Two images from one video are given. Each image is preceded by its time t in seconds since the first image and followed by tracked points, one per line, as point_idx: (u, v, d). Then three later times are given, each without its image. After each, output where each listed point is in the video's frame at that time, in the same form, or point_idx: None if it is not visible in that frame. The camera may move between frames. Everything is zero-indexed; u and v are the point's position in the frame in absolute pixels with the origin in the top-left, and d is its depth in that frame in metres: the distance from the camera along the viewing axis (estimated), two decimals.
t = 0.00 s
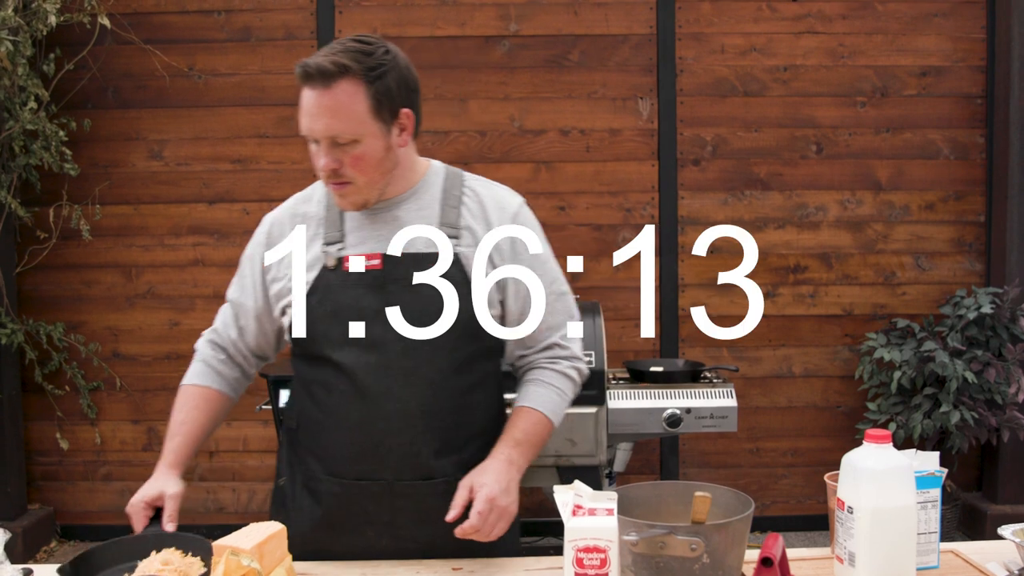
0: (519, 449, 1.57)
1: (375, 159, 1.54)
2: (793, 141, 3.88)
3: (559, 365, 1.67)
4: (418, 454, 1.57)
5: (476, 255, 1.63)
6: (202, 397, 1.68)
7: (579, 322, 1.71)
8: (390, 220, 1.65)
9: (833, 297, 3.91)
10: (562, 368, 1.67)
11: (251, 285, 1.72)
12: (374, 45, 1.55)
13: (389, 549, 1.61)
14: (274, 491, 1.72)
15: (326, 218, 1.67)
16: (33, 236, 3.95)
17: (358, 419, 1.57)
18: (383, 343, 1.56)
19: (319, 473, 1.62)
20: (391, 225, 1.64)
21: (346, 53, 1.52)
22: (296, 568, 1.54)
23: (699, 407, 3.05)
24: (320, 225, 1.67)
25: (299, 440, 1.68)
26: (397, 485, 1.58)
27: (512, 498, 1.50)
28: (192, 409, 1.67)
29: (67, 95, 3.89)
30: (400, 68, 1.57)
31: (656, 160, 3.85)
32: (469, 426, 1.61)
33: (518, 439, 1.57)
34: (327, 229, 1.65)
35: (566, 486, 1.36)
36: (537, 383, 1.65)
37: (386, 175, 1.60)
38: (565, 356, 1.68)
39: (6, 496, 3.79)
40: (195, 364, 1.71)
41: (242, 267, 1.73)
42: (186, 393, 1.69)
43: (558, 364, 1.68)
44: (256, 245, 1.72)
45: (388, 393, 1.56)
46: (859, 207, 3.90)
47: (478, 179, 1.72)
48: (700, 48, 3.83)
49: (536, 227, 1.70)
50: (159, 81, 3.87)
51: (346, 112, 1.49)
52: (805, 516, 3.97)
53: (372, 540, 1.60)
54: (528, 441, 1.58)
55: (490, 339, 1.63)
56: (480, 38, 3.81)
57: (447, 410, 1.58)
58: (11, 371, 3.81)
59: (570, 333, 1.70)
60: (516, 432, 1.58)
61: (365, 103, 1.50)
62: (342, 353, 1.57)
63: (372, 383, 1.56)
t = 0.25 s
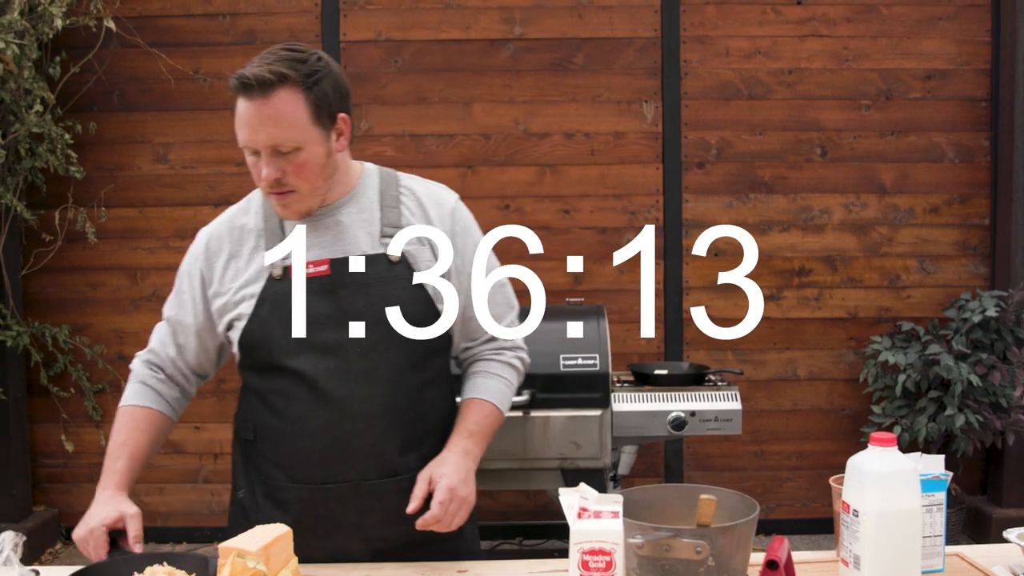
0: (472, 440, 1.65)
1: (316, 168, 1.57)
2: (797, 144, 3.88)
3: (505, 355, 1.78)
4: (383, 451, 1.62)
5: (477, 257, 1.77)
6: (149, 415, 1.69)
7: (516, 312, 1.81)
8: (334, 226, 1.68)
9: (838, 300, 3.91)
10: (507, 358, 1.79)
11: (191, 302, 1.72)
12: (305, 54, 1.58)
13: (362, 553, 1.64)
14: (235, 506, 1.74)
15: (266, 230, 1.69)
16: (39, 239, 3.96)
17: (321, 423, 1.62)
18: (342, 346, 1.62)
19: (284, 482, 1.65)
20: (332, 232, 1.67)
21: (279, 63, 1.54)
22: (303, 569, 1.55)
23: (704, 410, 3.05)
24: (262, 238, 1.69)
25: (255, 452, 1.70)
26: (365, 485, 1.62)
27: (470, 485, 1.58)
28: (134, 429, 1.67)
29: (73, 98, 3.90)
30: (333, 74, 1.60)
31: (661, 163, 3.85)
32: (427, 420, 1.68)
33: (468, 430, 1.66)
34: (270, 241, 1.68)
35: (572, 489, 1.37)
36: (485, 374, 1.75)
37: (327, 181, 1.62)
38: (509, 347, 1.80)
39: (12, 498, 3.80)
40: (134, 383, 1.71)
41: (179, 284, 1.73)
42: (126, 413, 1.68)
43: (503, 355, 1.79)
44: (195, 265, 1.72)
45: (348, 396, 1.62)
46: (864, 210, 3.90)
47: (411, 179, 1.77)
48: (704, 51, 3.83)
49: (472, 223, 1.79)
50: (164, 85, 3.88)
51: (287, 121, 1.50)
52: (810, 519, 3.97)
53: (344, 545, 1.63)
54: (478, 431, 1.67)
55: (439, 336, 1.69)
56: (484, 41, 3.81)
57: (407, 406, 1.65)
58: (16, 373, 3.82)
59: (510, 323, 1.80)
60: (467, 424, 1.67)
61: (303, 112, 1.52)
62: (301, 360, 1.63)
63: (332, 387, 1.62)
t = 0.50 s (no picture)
0: (454, 434, 1.71)
1: (295, 171, 1.59)
2: (804, 148, 3.87)
3: (476, 351, 1.82)
4: (375, 449, 1.67)
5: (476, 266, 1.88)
6: (152, 421, 1.62)
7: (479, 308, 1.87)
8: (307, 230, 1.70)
9: (845, 305, 3.90)
10: (477, 353, 1.83)
11: (168, 310, 1.69)
12: (277, 61, 1.61)
13: (360, 554, 1.68)
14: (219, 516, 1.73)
15: (238, 236, 1.69)
16: (47, 245, 3.97)
17: (312, 424, 1.64)
18: (329, 347, 1.65)
19: (275, 488, 1.66)
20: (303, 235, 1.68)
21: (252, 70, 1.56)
22: None
23: (711, 415, 3.05)
24: (233, 242, 1.69)
25: (238, 460, 1.71)
26: (358, 484, 1.66)
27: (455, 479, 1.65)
28: (143, 431, 1.60)
29: (81, 104, 3.91)
30: (305, 81, 1.64)
31: (668, 167, 3.85)
32: (412, 416, 1.73)
33: (451, 424, 1.72)
34: (242, 245, 1.68)
35: (579, 493, 1.40)
36: (458, 369, 1.80)
37: (303, 185, 1.65)
38: (480, 342, 1.84)
39: (20, 503, 3.81)
40: (120, 402, 1.63)
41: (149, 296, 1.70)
42: (127, 423, 1.60)
43: (474, 350, 1.83)
44: (166, 271, 1.69)
45: (335, 397, 1.65)
46: (871, 214, 3.90)
47: (377, 181, 1.80)
48: (711, 55, 3.83)
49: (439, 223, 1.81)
50: (172, 90, 3.89)
51: (262, 125, 1.53)
52: (817, 524, 3.96)
53: (342, 547, 1.66)
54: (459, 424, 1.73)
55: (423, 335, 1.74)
56: (491, 46, 3.82)
57: (394, 402, 1.69)
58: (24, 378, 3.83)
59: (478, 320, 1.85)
60: (450, 418, 1.72)
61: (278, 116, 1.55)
62: (288, 363, 1.65)
63: (320, 388, 1.64)
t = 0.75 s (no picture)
0: (516, 434, 1.75)
1: (371, 161, 1.59)
2: (817, 145, 3.87)
3: (539, 357, 1.84)
4: (439, 439, 1.66)
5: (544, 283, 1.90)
6: (257, 410, 1.68)
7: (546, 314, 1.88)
8: (391, 218, 1.70)
9: (859, 301, 3.90)
10: (542, 360, 1.85)
11: (248, 299, 1.68)
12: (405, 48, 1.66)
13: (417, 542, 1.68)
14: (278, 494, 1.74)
15: (322, 222, 1.68)
16: (63, 245, 4.00)
17: (382, 412, 1.63)
18: (400, 334, 1.64)
19: (340, 471, 1.66)
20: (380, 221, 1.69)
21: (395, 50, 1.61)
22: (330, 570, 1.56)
23: (725, 411, 3.05)
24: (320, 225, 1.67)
25: (303, 441, 1.70)
26: (419, 472, 1.66)
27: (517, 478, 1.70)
28: (256, 419, 1.66)
29: (96, 105, 3.94)
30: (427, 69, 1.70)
31: (681, 164, 3.85)
32: (476, 409, 1.74)
33: (515, 425, 1.75)
34: (328, 229, 1.67)
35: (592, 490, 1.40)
36: (521, 373, 1.82)
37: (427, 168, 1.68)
38: (544, 348, 1.86)
39: (38, 502, 3.84)
40: (217, 390, 1.68)
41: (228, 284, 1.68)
42: (237, 411, 1.67)
43: (537, 356, 1.85)
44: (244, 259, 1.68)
45: (405, 385, 1.64)
46: (885, 210, 3.89)
47: (458, 185, 1.81)
48: (723, 52, 3.83)
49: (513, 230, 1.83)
50: (186, 91, 3.91)
51: (426, 101, 1.57)
52: (832, 521, 3.96)
53: (400, 534, 1.67)
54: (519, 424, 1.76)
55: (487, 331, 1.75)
56: (503, 44, 3.83)
57: (460, 394, 1.69)
58: (41, 378, 3.86)
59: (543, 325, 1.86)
60: (512, 419, 1.76)
61: (378, 106, 1.56)
62: (360, 348, 1.63)
63: (390, 375, 1.63)
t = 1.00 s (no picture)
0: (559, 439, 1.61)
1: (455, 156, 1.58)
2: (809, 149, 3.88)
3: (602, 367, 1.73)
4: (488, 440, 1.64)
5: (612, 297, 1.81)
6: (335, 383, 1.66)
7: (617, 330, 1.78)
8: (461, 221, 1.69)
9: (851, 305, 3.91)
10: (604, 371, 1.73)
11: (325, 288, 1.70)
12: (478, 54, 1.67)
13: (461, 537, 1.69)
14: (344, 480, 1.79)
15: (394, 223, 1.69)
16: (56, 250, 3.99)
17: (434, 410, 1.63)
18: (456, 337, 1.63)
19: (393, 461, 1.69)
20: (447, 224, 1.68)
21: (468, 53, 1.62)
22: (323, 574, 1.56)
23: (719, 415, 3.05)
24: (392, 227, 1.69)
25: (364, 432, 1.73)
26: (466, 470, 1.65)
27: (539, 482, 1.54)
28: (334, 392, 1.64)
29: (89, 110, 3.93)
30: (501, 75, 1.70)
31: (673, 168, 3.86)
32: (530, 417, 1.70)
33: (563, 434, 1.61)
34: (398, 231, 1.68)
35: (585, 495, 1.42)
36: (579, 380, 1.71)
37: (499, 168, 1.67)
38: (609, 359, 1.74)
39: (31, 507, 3.83)
40: (294, 370, 1.68)
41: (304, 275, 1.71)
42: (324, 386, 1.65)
43: (602, 366, 1.73)
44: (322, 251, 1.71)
45: (458, 385, 1.63)
46: (877, 214, 3.90)
47: (532, 194, 1.76)
48: (716, 57, 3.84)
49: (585, 242, 1.76)
50: (180, 95, 3.91)
51: (499, 99, 1.57)
52: (825, 524, 3.96)
53: (444, 526, 1.68)
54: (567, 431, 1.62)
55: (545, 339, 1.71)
56: (496, 49, 3.83)
57: (513, 400, 1.67)
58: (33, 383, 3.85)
59: (613, 340, 1.76)
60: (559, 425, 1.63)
61: (466, 100, 1.56)
62: (418, 348, 1.64)
63: (444, 375, 1.63)
